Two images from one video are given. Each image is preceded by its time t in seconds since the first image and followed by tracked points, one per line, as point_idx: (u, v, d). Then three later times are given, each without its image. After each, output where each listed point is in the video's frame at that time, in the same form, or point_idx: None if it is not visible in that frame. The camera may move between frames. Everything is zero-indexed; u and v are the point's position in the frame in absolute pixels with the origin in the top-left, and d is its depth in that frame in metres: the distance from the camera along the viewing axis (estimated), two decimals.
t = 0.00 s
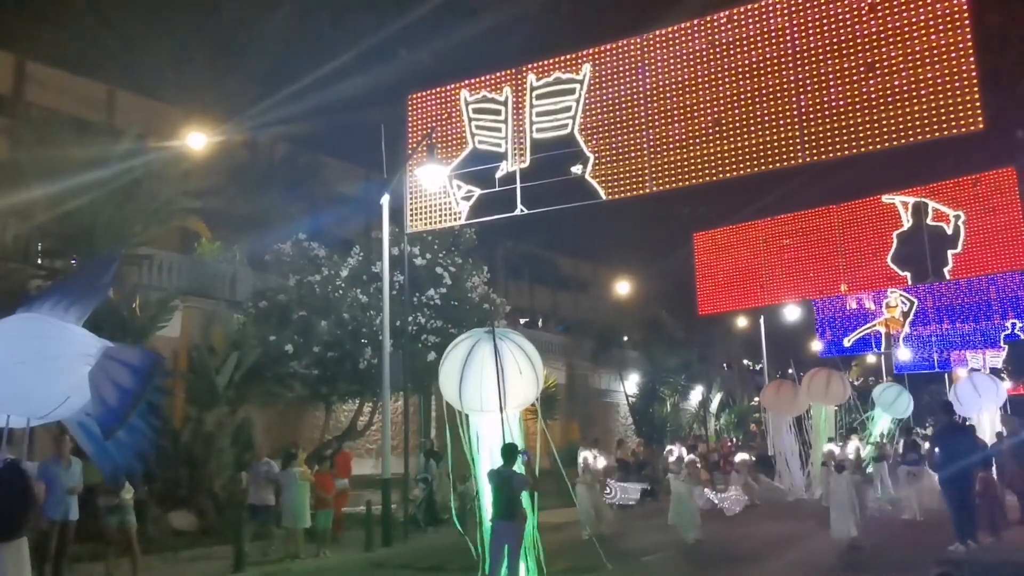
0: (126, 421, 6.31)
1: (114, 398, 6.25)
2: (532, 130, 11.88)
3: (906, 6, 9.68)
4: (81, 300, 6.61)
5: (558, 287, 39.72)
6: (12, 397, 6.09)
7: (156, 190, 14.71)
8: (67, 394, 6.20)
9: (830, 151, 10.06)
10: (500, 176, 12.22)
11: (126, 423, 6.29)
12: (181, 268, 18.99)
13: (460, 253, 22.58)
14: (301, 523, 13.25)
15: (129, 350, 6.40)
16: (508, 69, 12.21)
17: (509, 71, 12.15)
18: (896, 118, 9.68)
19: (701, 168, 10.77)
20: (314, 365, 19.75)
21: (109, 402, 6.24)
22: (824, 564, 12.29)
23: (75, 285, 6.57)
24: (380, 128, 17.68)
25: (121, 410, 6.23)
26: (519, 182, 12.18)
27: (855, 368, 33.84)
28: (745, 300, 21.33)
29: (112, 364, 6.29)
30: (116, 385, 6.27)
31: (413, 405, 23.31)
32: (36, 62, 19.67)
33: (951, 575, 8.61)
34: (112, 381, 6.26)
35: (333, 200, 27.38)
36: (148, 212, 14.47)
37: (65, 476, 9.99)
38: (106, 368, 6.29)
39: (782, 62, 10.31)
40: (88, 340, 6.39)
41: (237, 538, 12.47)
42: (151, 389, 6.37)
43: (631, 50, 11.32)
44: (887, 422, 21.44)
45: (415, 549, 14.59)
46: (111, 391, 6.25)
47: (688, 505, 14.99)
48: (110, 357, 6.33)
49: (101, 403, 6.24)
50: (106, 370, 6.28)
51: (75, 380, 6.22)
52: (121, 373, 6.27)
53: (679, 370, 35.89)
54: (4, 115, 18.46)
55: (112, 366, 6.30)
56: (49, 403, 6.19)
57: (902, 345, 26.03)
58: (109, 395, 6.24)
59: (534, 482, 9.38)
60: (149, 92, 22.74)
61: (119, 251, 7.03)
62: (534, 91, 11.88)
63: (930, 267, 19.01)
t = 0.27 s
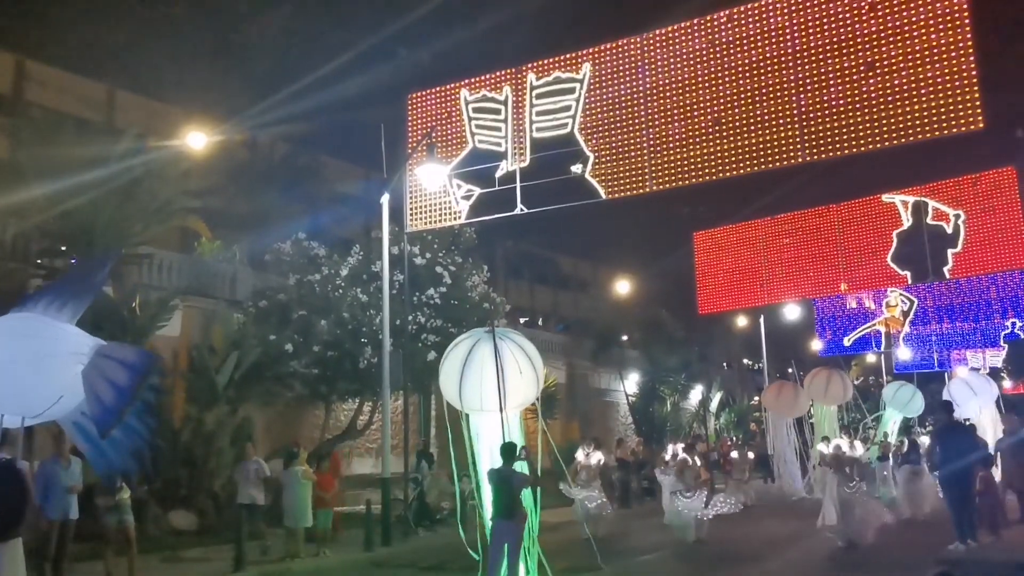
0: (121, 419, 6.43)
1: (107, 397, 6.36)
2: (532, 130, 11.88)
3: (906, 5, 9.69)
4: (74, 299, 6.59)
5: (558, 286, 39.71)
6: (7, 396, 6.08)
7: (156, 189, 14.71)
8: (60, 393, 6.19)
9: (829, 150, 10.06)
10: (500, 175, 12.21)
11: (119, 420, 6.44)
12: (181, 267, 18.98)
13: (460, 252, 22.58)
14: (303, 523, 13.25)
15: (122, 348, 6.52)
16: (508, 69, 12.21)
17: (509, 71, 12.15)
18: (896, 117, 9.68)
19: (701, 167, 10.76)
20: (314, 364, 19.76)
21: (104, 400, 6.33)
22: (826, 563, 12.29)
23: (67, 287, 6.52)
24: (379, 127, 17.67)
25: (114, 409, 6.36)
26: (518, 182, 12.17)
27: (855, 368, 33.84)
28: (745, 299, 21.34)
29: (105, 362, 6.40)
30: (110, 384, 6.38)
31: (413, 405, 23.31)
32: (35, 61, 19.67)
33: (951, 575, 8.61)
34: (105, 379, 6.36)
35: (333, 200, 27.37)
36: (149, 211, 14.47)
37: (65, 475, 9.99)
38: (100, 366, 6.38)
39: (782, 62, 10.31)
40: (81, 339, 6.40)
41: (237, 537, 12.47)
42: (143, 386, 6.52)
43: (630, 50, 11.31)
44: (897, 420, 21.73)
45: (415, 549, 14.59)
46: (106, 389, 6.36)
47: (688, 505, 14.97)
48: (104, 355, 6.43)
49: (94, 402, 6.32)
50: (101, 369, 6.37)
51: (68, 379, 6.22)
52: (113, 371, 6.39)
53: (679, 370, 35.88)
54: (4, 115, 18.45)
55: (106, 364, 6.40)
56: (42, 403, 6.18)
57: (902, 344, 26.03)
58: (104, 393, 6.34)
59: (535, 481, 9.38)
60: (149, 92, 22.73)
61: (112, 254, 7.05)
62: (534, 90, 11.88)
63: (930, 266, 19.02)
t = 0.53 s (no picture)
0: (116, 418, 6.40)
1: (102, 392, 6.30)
2: (532, 129, 11.87)
3: (906, 4, 9.68)
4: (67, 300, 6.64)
5: (557, 286, 39.69)
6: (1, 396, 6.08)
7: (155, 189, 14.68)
8: (53, 392, 6.18)
9: (829, 149, 10.04)
10: (500, 174, 12.20)
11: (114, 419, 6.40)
12: (180, 267, 18.97)
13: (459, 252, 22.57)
14: (305, 522, 13.27)
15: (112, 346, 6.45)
16: (508, 68, 12.19)
17: (508, 70, 12.14)
18: (896, 116, 9.67)
19: (701, 166, 10.74)
20: (314, 364, 19.75)
21: (96, 399, 6.27)
22: (827, 562, 12.28)
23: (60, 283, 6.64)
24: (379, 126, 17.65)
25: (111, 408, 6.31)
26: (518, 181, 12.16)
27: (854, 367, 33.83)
28: (745, 299, 21.33)
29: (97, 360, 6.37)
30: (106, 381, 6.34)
31: (412, 404, 23.30)
32: (35, 61, 19.64)
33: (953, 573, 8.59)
34: (96, 377, 6.29)
35: (333, 199, 27.36)
36: (149, 210, 14.46)
37: (64, 475, 9.98)
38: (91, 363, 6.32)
39: (782, 61, 10.30)
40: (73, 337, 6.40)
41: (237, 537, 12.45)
42: (135, 383, 6.47)
43: (630, 49, 11.30)
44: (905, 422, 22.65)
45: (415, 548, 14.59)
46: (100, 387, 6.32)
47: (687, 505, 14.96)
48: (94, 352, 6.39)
49: (85, 401, 6.26)
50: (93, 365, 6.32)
51: (60, 378, 6.21)
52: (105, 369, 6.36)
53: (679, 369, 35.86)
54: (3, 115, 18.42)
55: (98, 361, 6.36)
56: (36, 402, 6.18)
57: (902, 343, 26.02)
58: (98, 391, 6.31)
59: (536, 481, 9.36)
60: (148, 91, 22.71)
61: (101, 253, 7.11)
62: (533, 89, 11.87)
63: (930, 265, 19.00)
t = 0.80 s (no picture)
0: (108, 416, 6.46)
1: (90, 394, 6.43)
2: (531, 128, 11.87)
3: (906, 3, 9.68)
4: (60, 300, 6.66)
5: (557, 286, 39.70)
6: None
7: (155, 189, 14.67)
8: (46, 394, 6.21)
9: (829, 148, 10.03)
10: (499, 174, 12.19)
11: (108, 416, 6.47)
12: (180, 267, 18.96)
13: (459, 251, 22.56)
14: (308, 522, 13.35)
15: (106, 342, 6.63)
16: (507, 67, 12.19)
17: (508, 69, 12.13)
18: (896, 115, 9.66)
19: (700, 165, 10.73)
20: (313, 363, 19.76)
21: (85, 400, 6.41)
22: (827, 561, 12.28)
23: (54, 282, 6.62)
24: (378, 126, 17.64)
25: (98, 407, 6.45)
26: (518, 181, 12.15)
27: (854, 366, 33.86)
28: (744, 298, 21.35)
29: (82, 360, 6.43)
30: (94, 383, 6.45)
31: (412, 404, 23.30)
32: (34, 61, 19.63)
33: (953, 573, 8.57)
34: (83, 379, 6.41)
35: (333, 199, 27.37)
36: (148, 209, 14.44)
37: (64, 475, 10.00)
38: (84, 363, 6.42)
39: (782, 60, 10.30)
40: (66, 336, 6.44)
41: (236, 537, 12.46)
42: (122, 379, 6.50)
43: (630, 48, 11.30)
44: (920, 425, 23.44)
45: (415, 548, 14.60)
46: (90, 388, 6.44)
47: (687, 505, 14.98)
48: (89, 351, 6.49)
49: (75, 403, 6.39)
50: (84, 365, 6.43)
51: (52, 380, 6.24)
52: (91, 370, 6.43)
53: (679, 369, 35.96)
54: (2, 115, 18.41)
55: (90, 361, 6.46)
56: (30, 404, 6.21)
57: (901, 342, 26.02)
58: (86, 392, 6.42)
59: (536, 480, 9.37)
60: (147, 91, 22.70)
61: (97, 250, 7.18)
62: (532, 89, 11.86)
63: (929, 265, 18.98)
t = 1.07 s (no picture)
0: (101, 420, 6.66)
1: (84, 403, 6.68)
2: (529, 129, 11.88)
3: (903, 4, 9.69)
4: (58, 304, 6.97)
5: (556, 285, 39.71)
6: None
7: (153, 190, 14.66)
8: (39, 400, 6.57)
9: (827, 148, 10.03)
10: (498, 174, 12.19)
11: (98, 423, 6.65)
12: (179, 267, 18.95)
13: (457, 251, 22.56)
14: (306, 522, 13.34)
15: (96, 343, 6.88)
16: (506, 68, 12.20)
17: (506, 69, 12.14)
18: (894, 115, 9.67)
19: (699, 165, 10.72)
20: (312, 364, 19.75)
21: (73, 411, 6.65)
22: (827, 561, 12.27)
23: (52, 283, 6.99)
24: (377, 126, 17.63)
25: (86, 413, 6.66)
26: (516, 181, 12.14)
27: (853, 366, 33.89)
28: (743, 298, 21.37)
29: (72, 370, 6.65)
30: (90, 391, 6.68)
31: (411, 404, 23.31)
32: (32, 61, 19.62)
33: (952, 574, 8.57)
34: (72, 390, 6.65)
35: (331, 199, 27.36)
36: (147, 209, 14.44)
37: (63, 476, 10.02)
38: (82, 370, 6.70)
39: (780, 60, 10.30)
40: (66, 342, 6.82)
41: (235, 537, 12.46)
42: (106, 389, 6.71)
43: (628, 49, 11.30)
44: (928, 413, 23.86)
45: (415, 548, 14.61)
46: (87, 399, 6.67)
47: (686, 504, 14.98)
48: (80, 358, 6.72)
49: (66, 414, 6.64)
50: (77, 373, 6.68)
51: (41, 388, 6.57)
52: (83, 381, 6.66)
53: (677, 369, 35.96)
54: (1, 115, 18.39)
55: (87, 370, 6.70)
56: (26, 408, 6.58)
57: (900, 342, 26.03)
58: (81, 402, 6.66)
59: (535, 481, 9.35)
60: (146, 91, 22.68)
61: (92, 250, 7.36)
62: (531, 89, 11.88)
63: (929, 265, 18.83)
